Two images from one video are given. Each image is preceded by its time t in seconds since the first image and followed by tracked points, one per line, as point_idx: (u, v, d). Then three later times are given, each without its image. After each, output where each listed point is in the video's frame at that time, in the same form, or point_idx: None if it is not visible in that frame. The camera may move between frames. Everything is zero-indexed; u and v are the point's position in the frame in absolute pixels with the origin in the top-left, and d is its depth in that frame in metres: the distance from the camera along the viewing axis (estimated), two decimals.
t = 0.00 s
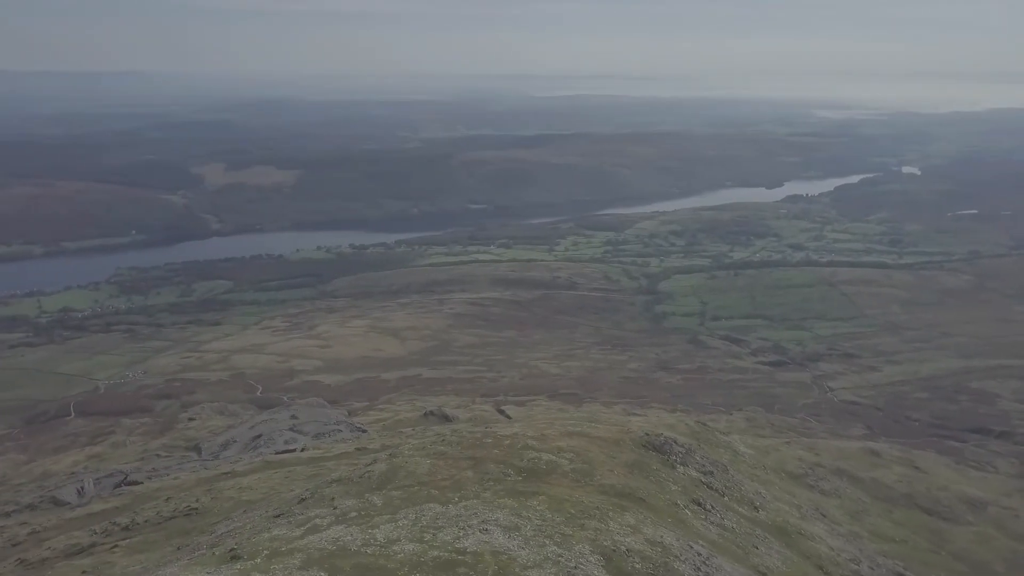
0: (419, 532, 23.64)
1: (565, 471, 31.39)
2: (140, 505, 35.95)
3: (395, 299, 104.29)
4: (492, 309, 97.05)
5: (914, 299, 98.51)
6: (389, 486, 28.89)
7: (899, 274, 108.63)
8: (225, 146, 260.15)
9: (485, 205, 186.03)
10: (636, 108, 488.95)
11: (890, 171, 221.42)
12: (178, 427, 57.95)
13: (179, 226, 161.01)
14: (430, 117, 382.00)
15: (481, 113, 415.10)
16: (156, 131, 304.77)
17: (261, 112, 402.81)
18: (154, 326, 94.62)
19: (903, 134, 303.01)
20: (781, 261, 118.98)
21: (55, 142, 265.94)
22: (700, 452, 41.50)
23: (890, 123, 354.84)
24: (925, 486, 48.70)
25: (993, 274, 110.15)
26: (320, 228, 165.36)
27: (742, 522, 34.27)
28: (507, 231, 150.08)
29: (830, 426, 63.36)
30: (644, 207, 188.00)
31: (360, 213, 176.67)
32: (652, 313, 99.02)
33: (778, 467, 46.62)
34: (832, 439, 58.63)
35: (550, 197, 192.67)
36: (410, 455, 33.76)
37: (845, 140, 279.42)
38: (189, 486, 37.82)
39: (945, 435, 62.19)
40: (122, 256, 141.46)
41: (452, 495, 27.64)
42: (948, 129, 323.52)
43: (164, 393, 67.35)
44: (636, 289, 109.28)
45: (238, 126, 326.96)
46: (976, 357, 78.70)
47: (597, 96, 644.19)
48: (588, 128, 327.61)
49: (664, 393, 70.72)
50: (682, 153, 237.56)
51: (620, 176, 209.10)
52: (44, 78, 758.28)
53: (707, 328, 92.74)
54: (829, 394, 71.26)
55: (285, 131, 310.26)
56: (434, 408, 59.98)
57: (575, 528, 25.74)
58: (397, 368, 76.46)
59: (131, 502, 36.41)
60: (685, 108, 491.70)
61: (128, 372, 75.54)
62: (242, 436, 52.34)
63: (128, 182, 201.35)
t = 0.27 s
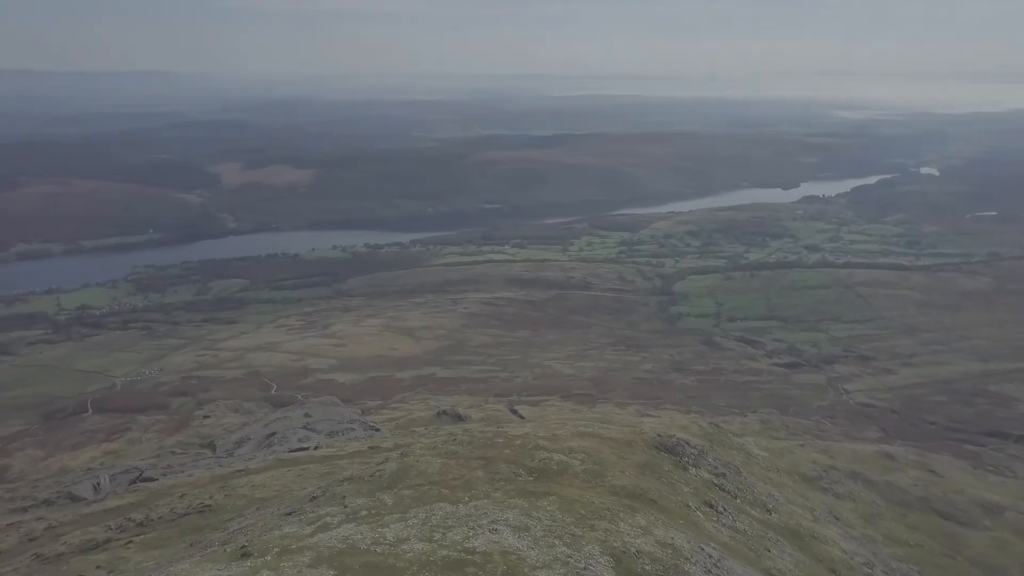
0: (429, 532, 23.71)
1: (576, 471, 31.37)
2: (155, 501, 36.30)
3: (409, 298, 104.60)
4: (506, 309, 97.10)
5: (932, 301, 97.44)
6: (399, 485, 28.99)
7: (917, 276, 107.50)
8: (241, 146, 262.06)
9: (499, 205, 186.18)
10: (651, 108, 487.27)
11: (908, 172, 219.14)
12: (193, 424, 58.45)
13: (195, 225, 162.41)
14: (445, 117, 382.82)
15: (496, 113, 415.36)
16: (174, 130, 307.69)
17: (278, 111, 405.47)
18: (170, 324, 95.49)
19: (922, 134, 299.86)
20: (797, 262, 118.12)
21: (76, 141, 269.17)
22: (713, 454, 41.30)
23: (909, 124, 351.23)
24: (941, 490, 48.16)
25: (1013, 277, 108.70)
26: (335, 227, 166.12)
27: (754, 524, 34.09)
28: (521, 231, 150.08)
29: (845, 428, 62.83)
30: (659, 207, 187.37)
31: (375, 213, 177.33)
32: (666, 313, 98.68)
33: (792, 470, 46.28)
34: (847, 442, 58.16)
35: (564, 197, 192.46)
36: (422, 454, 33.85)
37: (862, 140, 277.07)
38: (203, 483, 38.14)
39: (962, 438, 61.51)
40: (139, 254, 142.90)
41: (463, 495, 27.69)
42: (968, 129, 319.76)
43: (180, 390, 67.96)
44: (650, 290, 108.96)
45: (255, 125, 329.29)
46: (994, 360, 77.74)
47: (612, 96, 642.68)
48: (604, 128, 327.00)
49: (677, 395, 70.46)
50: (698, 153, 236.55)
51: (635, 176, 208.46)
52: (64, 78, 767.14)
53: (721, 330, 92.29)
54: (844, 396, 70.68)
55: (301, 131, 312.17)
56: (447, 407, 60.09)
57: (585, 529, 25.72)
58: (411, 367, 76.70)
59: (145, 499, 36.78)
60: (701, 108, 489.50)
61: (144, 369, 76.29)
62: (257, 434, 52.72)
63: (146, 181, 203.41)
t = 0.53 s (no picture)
0: (438, 531, 23.74)
1: (587, 472, 31.32)
2: (169, 498, 36.63)
3: (424, 298, 104.91)
4: (520, 309, 97.15)
5: (950, 303, 96.39)
6: (410, 485, 29.09)
7: (935, 278, 106.37)
8: (258, 145, 263.87)
9: (514, 205, 186.40)
10: (667, 108, 485.50)
11: (927, 174, 216.84)
12: (208, 422, 58.96)
13: (213, 224, 163.85)
14: (460, 117, 383.58)
15: (512, 113, 415.62)
16: (193, 130, 310.55)
17: (294, 111, 408.12)
18: (187, 322, 96.39)
19: (941, 135, 296.76)
20: (814, 263, 117.26)
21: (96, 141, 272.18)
22: (726, 456, 41.08)
23: (929, 124, 347.46)
24: (957, 494, 47.62)
25: None
26: (351, 227, 166.91)
27: (767, 527, 33.86)
28: (536, 231, 150.07)
29: (861, 431, 62.28)
30: (674, 207, 186.71)
31: (390, 212, 178.03)
32: (681, 314, 98.28)
33: (806, 473, 45.92)
34: (862, 445, 57.65)
35: (579, 197, 192.22)
36: (433, 453, 33.91)
37: (880, 141, 274.65)
38: (217, 480, 38.46)
39: (980, 442, 60.79)
40: (157, 252, 144.28)
41: (474, 494, 27.73)
42: (988, 130, 316.03)
43: (196, 388, 68.53)
44: (665, 290, 108.59)
45: (272, 125, 331.68)
46: (1013, 364, 76.71)
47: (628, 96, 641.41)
48: (619, 128, 326.36)
49: (691, 396, 70.19)
50: (714, 153, 235.53)
51: (651, 177, 207.80)
52: (85, 78, 775.62)
53: (736, 331, 91.80)
54: (860, 399, 70.08)
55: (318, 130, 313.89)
56: (461, 406, 60.18)
57: (595, 530, 25.68)
58: (425, 366, 76.91)
59: (160, 495, 37.12)
60: (717, 108, 487.15)
61: (161, 367, 77.09)
62: (271, 432, 53.05)
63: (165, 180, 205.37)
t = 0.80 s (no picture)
0: (448, 531, 23.80)
1: (598, 473, 31.25)
2: (184, 494, 36.98)
3: (438, 297, 105.15)
4: (534, 309, 97.14)
5: (969, 306, 95.25)
6: (421, 484, 29.20)
7: (954, 280, 105.15)
8: (275, 145, 265.67)
9: (529, 205, 186.41)
10: (683, 108, 483.44)
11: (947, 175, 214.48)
12: (224, 420, 59.41)
13: (230, 223, 165.17)
14: (475, 117, 384.09)
15: (527, 113, 415.56)
16: (211, 129, 313.28)
17: (311, 111, 410.43)
18: (203, 320, 97.19)
19: (962, 136, 293.30)
20: (831, 265, 116.34)
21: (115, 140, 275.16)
22: (739, 458, 40.86)
23: (949, 125, 343.39)
24: (975, 499, 47.04)
25: None
26: (366, 226, 167.62)
27: (779, 530, 33.62)
28: (551, 231, 150.01)
29: (877, 434, 61.70)
30: (690, 208, 185.92)
31: (405, 212, 178.64)
32: (696, 315, 97.89)
33: (820, 476, 45.59)
34: (878, 448, 57.11)
35: (594, 198, 191.76)
36: (444, 452, 34.02)
37: (899, 141, 271.92)
38: (231, 477, 38.76)
39: (998, 447, 60.03)
40: (175, 251, 145.67)
41: (484, 494, 27.77)
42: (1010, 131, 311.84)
43: (212, 385, 69.12)
44: (680, 291, 108.17)
45: (288, 125, 333.81)
46: None
47: (644, 96, 638.94)
48: (635, 128, 325.49)
49: (706, 398, 69.87)
50: (731, 153, 234.27)
51: (666, 177, 206.89)
52: (105, 78, 784.42)
53: (752, 333, 91.29)
54: (877, 401, 69.42)
55: (334, 130, 315.50)
56: (474, 406, 60.22)
57: (605, 531, 25.63)
58: (438, 366, 77.07)
59: (175, 492, 37.49)
60: (733, 109, 484.40)
61: (178, 364, 77.78)
62: (284, 430, 53.40)
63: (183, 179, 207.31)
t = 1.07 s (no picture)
0: (458, 531, 23.84)
1: (609, 474, 31.19)
2: (197, 491, 37.31)
3: (452, 297, 105.35)
4: (548, 309, 97.10)
5: (988, 309, 94.11)
6: (432, 483, 29.28)
7: (972, 282, 103.95)
8: (291, 144, 267.31)
9: (543, 205, 186.35)
10: (698, 108, 481.30)
11: (966, 176, 212.12)
12: (238, 417, 59.85)
13: (245, 222, 166.34)
14: (490, 117, 384.55)
15: (542, 113, 415.42)
16: (227, 129, 315.75)
17: (327, 111, 412.50)
18: (219, 318, 97.97)
19: (981, 137, 290.09)
20: (847, 266, 115.41)
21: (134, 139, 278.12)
22: (751, 459, 40.66)
23: (969, 125, 339.53)
24: (991, 503, 46.49)
25: None
26: (380, 226, 168.24)
27: (792, 533, 33.41)
28: (565, 231, 149.88)
29: (892, 437, 61.14)
30: (704, 208, 185.09)
31: (420, 211, 179.17)
32: (710, 316, 97.45)
33: (834, 479, 45.25)
34: (893, 451, 56.58)
35: (608, 198, 191.35)
36: (455, 452, 34.09)
37: (917, 142, 269.28)
38: (244, 475, 39.05)
39: (1016, 451, 59.28)
40: (191, 249, 146.93)
41: (494, 494, 27.80)
42: None
43: (226, 383, 69.66)
44: (694, 292, 107.76)
45: (304, 125, 335.71)
46: None
47: (659, 95, 636.79)
48: (649, 129, 324.53)
49: (719, 399, 69.53)
50: (746, 153, 232.94)
51: (681, 178, 206.08)
52: (124, 78, 791.43)
53: (766, 334, 90.74)
54: (892, 404, 68.79)
55: (349, 130, 316.99)
56: (486, 406, 60.27)
57: (615, 532, 25.59)
58: (452, 365, 77.24)
59: (189, 489, 37.82)
60: (749, 109, 481.84)
61: (193, 362, 78.43)
62: (298, 428, 53.69)
63: (199, 178, 209.01)
